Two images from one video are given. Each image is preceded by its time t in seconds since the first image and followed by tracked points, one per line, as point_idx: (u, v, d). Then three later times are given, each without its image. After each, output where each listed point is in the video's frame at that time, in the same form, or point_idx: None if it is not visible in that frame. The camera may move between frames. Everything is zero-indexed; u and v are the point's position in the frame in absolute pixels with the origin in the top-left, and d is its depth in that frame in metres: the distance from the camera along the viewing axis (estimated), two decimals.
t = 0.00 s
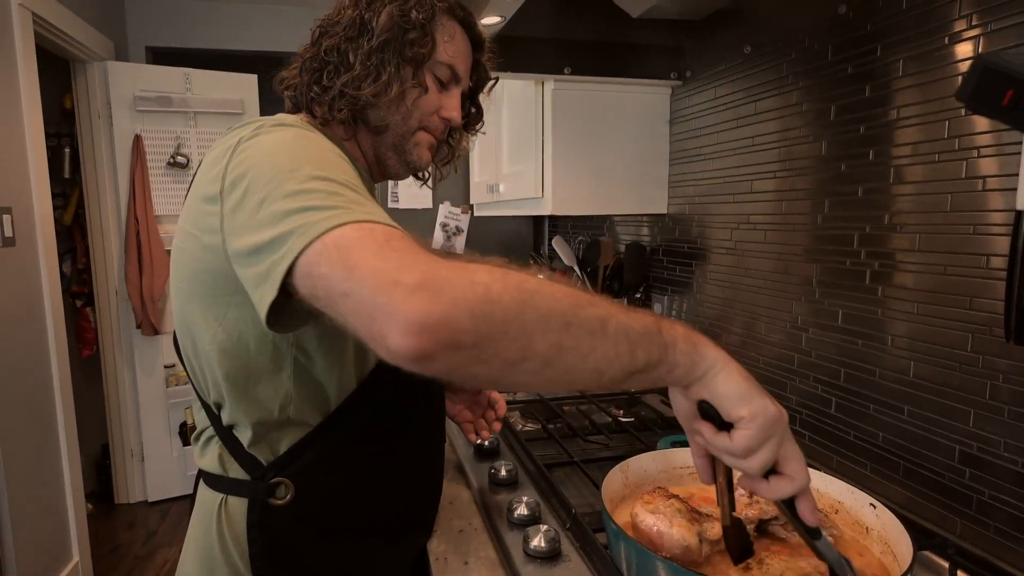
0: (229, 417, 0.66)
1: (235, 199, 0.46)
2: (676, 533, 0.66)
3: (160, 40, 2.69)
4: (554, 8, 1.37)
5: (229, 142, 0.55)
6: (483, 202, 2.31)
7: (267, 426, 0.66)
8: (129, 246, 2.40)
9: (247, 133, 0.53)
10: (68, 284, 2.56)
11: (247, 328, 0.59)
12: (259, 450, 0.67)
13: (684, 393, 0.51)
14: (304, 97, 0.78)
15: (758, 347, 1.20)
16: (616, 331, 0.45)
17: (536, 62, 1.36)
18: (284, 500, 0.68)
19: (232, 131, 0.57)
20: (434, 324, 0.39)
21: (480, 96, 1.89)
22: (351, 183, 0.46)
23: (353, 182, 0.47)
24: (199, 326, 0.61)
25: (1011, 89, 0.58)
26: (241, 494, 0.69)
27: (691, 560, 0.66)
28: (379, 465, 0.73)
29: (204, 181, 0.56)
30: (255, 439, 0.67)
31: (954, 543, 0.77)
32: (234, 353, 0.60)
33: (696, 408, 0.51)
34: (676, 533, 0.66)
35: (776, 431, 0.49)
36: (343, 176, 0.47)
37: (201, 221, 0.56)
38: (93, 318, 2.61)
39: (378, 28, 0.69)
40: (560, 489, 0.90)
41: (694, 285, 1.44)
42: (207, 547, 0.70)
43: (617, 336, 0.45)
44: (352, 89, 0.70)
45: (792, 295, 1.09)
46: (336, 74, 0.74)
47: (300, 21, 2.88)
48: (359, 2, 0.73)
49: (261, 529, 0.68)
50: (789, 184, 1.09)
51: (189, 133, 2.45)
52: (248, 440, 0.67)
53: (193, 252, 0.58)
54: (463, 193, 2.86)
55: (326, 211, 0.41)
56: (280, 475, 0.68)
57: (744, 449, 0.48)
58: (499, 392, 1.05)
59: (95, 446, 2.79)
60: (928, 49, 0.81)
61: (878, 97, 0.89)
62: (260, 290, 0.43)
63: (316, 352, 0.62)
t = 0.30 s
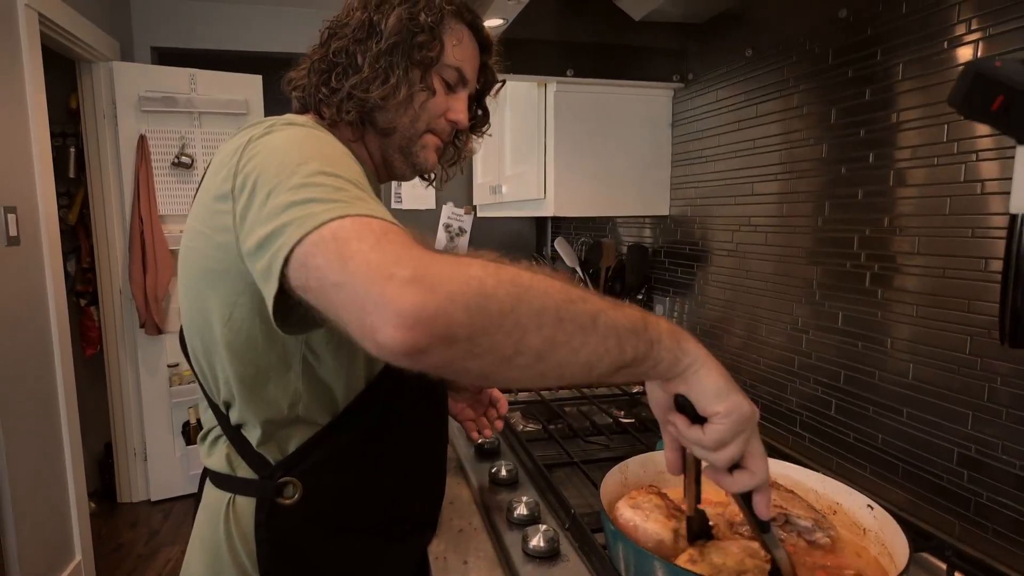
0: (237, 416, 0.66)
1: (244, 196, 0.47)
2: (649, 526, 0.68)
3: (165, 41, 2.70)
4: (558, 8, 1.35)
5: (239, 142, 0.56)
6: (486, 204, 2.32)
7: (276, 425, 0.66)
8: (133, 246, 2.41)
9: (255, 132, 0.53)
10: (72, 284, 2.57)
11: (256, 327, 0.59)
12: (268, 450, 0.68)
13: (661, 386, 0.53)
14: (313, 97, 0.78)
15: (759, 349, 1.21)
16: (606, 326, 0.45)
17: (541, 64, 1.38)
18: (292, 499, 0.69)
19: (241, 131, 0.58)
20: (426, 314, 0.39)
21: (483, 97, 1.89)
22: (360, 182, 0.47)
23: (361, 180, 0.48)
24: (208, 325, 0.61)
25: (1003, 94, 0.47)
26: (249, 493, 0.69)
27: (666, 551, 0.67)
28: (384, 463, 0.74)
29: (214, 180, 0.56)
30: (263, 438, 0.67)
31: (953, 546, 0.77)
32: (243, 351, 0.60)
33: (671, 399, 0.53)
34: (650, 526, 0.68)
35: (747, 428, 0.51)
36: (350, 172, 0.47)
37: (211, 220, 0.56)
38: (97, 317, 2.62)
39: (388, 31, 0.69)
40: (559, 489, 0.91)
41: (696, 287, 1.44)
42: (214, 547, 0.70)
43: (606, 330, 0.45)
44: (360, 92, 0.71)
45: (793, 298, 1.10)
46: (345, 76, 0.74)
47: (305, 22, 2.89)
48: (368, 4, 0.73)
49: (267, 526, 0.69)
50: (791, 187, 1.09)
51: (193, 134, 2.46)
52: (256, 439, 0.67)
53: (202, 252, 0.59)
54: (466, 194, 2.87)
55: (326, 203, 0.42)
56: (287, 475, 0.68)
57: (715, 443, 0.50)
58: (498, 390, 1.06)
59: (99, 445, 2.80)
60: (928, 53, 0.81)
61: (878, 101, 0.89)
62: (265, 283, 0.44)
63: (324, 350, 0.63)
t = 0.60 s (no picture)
0: (232, 418, 0.66)
1: (246, 197, 0.46)
2: (646, 527, 0.68)
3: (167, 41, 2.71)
4: (561, 9, 1.35)
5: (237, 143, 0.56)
6: (488, 204, 2.32)
7: (271, 427, 0.66)
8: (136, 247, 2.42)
9: (253, 134, 0.53)
10: (75, 284, 2.58)
11: (252, 329, 0.59)
12: (260, 452, 0.68)
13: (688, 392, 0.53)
14: (311, 96, 0.78)
15: (760, 350, 1.20)
16: (625, 333, 0.45)
17: (541, 63, 1.38)
18: (286, 501, 0.69)
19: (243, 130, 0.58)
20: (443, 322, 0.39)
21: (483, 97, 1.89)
22: (363, 184, 0.47)
23: (364, 183, 0.47)
24: (205, 326, 0.61)
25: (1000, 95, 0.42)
26: (243, 496, 0.69)
27: (662, 553, 0.67)
28: (380, 460, 0.74)
29: (211, 182, 0.56)
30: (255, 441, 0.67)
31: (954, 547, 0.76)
32: (239, 354, 0.60)
33: (697, 406, 0.53)
34: (647, 527, 0.68)
35: (771, 439, 0.51)
36: (352, 175, 0.47)
37: (210, 222, 0.56)
38: (99, 318, 2.62)
39: (385, 31, 0.69)
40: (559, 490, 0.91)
41: (697, 288, 1.44)
42: (208, 549, 0.70)
43: (626, 338, 0.45)
44: (358, 92, 0.70)
45: (795, 299, 1.09)
46: (343, 75, 0.74)
47: (307, 23, 2.89)
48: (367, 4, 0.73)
49: (258, 528, 0.68)
50: (792, 187, 1.09)
51: (196, 134, 2.46)
52: (250, 441, 0.67)
53: (200, 253, 0.59)
54: (468, 194, 2.87)
55: (341, 209, 0.42)
56: (281, 477, 0.68)
57: (742, 453, 0.50)
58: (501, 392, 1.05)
59: (101, 445, 2.80)
60: (930, 54, 0.81)
61: (880, 101, 0.89)
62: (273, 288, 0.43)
63: (320, 353, 0.63)
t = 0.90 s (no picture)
0: (233, 419, 0.66)
1: (248, 197, 0.46)
2: (645, 528, 0.67)
3: (169, 40, 2.71)
4: (563, 10, 1.36)
5: (236, 144, 0.56)
6: (490, 204, 2.32)
7: (272, 428, 0.66)
8: (138, 247, 2.42)
9: (252, 134, 0.53)
10: (78, 284, 2.59)
11: (254, 331, 0.59)
12: (260, 453, 0.68)
13: (707, 392, 0.52)
14: (308, 96, 0.78)
15: (762, 350, 1.20)
16: (641, 329, 0.45)
17: (542, 62, 1.38)
18: (286, 503, 0.69)
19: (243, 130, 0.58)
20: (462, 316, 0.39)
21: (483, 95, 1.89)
22: (370, 181, 0.47)
23: (372, 179, 0.47)
24: (206, 328, 0.61)
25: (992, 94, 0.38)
26: (242, 498, 0.69)
27: (661, 554, 0.66)
28: (384, 461, 0.74)
29: (211, 181, 0.56)
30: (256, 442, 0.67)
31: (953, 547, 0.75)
32: (241, 357, 0.60)
33: (716, 408, 0.52)
34: (645, 527, 0.67)
35: (793, 441, 0.50)
36: (359, 172, 0.47)
37: (209, 221, 0.56)
38: (102, 318, 2.63)
39: (384, 29, 0.69)
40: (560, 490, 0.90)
41: (699, 288, 1.44)
42: (208, 552, 0.70)
43: (641, 333, 0.45)
44: (357, 91, 0.70)
45: (796, 299, 1.09)
46: (341, 74, 0.74)
47: (309, 23, 2.89)
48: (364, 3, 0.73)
49: (260, 528, 0.69)
50: (794, 187, 1.09)
51: (198, 134, 2.46)
52: (251, 442, 0.67)
53: (199, 255, 0.59)
54: (470, 194, 2.87)
55: (347, 206, 0.42)
56: (281, 478, 0.68)
57: (764, 455, 0.50)
58: (499, 391, 1.05)
59: (104, 446, 2.81)
60: (930, 54, 0.81)
61: (881, 101, 0.89)
62: (281, 286, 0.43)
63: (322, 355, 0.63)
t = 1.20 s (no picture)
0: (236, 420, 0.66)
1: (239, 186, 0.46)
2: (644, 527, 0.68)
3: (169, 40, 2.72)
4: (563, 9, 1.36)
5: (228, 142, 0.56)
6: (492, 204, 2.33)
7: (280, 428, 0.66)
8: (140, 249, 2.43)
9: (241, 130, 0.53)
10: (78, 286, 2.60)
11: (264, 331, 0.58)
12: (264, 455, 0.67)
13: (718, 326, 0.50)
14: (307, 91, 0.78)
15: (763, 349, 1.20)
16: (642, 261, 0.43)
17: (543, 62, 1.38)
18: (291, 506, 0.68)
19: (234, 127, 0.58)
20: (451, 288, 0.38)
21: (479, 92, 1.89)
22: (356, 156, 0.46)
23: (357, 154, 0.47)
24: (204, 330, 0.60)
25: (982, 94, 0.40)
26: (246, 503, 0.68)
27: (661, 554, 0.67)
28: (384, 459, 0.74)
29: (206, 180, 0.55)
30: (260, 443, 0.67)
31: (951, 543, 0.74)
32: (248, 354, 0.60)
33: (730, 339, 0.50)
34: (645, 526, 0.68)
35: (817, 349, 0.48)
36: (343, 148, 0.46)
37: (203, 219, 0.56)
38: (103, 320, 2.64)
39: (384, 25, 0.70)
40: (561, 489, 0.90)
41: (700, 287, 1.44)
42: (209, 560, 0.69)
43: (643, 266, 0.43)
44: (355, 89, 0.71)
45: (796, 298, 1.09)
46: (340, 71, 0.74)
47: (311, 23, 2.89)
48: None
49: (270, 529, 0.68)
50: (793, 187, 1.09)
51: (199, 134, 2.46)
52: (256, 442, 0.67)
53: (192, 255, 0.58)
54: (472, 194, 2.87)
55: (334, 178, 0.41)
56: (285, 480, 0.67)
57: (799, 366, 0.47)
58: (496, 390, 1.09)
59: (107, 449, 2.82)
60: (927, 53, 0.81)
61: (879, 101, 0.89)
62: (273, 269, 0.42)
63: (328, 348, 0.63)
